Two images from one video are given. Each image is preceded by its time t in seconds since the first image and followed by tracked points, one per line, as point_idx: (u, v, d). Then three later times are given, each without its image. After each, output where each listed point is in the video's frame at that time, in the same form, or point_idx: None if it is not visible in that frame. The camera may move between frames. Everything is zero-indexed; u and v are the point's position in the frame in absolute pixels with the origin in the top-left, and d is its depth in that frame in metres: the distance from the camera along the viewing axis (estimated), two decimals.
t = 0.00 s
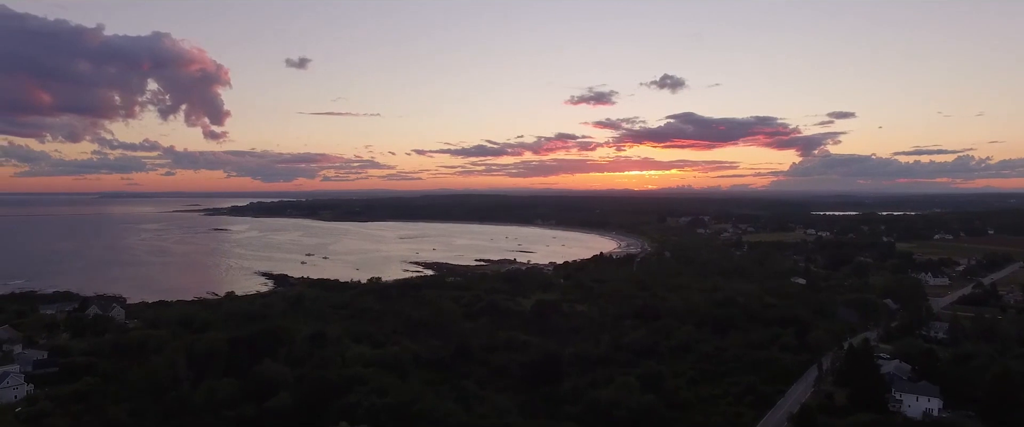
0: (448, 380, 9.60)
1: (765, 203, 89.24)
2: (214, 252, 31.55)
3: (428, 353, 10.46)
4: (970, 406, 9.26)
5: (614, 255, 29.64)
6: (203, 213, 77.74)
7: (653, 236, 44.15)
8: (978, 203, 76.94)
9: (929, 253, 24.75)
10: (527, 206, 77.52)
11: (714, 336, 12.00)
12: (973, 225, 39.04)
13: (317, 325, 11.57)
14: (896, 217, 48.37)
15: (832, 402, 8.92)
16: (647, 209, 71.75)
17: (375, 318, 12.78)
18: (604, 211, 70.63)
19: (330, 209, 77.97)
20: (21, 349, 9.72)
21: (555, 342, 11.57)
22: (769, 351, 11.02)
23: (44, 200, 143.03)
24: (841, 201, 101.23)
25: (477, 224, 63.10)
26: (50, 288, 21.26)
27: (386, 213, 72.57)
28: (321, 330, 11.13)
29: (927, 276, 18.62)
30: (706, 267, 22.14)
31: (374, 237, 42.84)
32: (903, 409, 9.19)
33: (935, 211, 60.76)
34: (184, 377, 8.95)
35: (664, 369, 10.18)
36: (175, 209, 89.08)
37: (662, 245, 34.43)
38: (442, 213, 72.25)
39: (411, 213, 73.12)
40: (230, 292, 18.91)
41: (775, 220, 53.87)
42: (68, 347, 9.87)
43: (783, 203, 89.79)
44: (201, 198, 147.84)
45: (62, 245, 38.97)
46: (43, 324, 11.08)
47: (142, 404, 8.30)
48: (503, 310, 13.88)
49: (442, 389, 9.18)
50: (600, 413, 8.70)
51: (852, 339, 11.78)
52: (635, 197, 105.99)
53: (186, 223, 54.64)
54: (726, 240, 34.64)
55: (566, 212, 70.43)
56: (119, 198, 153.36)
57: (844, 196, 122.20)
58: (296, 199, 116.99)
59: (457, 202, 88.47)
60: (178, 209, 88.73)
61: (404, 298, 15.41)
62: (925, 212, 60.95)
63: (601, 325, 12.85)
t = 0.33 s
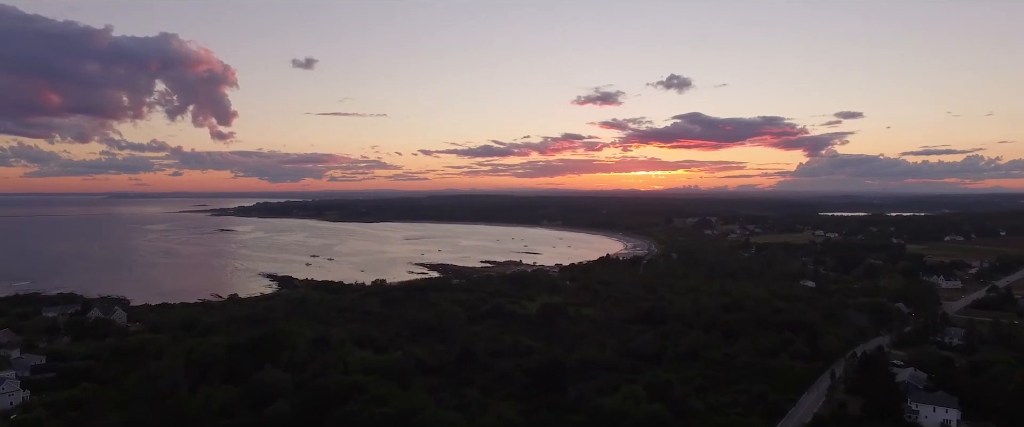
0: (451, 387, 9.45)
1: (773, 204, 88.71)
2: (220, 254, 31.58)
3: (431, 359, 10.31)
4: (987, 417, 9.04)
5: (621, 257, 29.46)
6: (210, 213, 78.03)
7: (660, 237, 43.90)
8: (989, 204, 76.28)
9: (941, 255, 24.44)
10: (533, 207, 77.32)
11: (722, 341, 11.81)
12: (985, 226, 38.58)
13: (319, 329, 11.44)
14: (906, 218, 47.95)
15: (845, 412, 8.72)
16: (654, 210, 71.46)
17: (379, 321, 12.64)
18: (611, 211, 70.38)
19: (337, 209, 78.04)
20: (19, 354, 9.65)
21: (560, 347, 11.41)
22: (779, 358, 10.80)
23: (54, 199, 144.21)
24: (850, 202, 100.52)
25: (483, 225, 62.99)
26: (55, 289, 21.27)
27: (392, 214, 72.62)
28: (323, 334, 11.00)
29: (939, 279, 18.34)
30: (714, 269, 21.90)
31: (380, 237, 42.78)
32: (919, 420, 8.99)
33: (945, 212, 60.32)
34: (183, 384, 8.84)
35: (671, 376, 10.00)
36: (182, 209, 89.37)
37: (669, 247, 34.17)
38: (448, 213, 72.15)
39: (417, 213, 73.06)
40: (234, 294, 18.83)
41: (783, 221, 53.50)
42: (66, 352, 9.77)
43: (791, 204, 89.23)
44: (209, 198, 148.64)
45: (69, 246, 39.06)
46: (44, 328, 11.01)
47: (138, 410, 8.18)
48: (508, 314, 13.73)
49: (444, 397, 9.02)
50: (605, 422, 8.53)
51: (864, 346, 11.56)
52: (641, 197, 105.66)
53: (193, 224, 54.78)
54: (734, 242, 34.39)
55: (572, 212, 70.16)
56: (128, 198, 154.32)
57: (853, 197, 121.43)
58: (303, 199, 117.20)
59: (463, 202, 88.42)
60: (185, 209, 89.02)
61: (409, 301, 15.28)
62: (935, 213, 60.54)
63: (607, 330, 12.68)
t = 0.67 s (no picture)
0: (458, 393, 9.30)
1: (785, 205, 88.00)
2: (230, 255, 31.64)
3: (437, 365, 10.15)
4: None
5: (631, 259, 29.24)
6: (222, 213, 78.49)
7: (671, 239, 43.62)
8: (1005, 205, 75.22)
9: (958, 258, 24.01)
10: (543, 208, 77.13)
11: (735, 348, 11.59)
12: (1002, 228, 37.98)
13: (326, 333, 11.34)
14: (921, 219, 47.30)
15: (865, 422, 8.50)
16: (665, 211, 71.05)
17: (386, 325, 12.51)
18: (621, 212, 70.03)
19: (347, 210, 78.16)
20: (23, 357, 9.60)
21: (570, 353, 11.25)
22: (795, 366, 10.57)
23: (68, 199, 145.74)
24: (863, 203, 99.58)
25: (493, 226, 62.85)
26: (66, 290, 21.33)
27: (403, 214, 72.66)
28: (329, 338, 10.87)
29: (957, 283, 17.98)
30: (726, 272, 21.62)
31: (390, 238, 42.75)
32: None
33: (960, 213, 59.50)
34: (185, 390, 8.73)
35: (683, 384, 9.80)
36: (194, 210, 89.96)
37: (680, 249, 33.86)
38: (458, 214, 72.07)
39: (427, 214, 73.01)
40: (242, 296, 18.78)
41: (796, 222, 52.95)
42: (70, 356, 9.71)
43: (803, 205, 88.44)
44: (221, 198, 149.70)
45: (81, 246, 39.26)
46: (49, 330, 10.96)
47: (140, 415, 8.07)
48: (516, 318, 13.57)
49: (451, 404, 8.87)
50: None
51: (881, 354, 11.30)
52: (652, 198, 105.12)
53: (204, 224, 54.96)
54: (746, 243, 34.05)
55: (582, 213, 69.85)
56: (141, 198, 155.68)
57: (866, 197, 120.29)
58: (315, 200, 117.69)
59: (473, 203, 88.33)
60: (198, 210, 89.67)
61: (416, 304, 15.16)
62: (950, 214, 59.76)
63: (618, 335, 12.49)
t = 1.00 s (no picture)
0: (466, 401, 9.16)
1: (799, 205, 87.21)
2: (241, 255, 31.74)
3: (445, 371, 10.02)
4: None
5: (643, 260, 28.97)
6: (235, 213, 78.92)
7: (683, 240, 43.26)
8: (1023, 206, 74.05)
9: (977, 260, 23.57)
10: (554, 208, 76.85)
11: (749, 354, 11.36)
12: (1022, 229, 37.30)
13: (333, 337, 11.25)
14: (938, 220, 46.61)
15: None
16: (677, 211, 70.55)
17: (394, 329, 12.41)
18: (633, 212, 69.62)
19: (358, 210, 78.30)
20: (29, 361, 9.55)
21: (580, 358, 11.07)
22: (811, 374, 10.33)
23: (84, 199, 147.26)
24: (879, 203, 98.56)
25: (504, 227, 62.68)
26: (77, 291, 21.37)
27: (414, 215, 72.70)
28: (336, 343, 10.78)
29: (977, 286, 17.61)
30: (740, 274, 21.33)
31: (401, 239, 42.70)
32: None
33: (978, 214, 58.65)
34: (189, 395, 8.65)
35: (695, 392, 9.60)
36: (208, 210, 90.67)
37: (693, 250, 33.56)
38: (469, 214, 71.97)
39: (438, 214, 72.98)
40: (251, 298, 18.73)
41: (810, 223, 52.36)
42: (75, 359, 9.66)
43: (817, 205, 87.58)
44: (234, 198, 150.68)
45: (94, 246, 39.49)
46: (57, 332, 10.94)
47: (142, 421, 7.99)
48: (526, 322, 13.41)
49: (458, 412, 8.72)
50: None
51: (900, 362, 11.03)
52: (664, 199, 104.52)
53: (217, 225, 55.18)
54: (760, 245, 33.66)
55: (594, 213, 69.56)
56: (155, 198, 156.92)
57: (882, 198, 119.01)
58: (327, 200, 118.09)
59: (484, 203, 88.22)
60: (212, 210, 90.34)
61: (426, 307, 15.03)
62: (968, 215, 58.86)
63: (629, 340, 12.31)
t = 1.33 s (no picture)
0: (473, 407, 9.03)
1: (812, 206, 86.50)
2: (253, 256, 31.82)
3: (453, 376, 9.87)
4: None
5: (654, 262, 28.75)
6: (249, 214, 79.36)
7: (694, 242, 42.93)
8: None
9: (995, 263, 23.16)
10: (565, 209, 76.59)
11: (763, 360, 11.15)
12: None
13: (339, 340, 11.15)
14: (955, 221, 46.00)
15: None
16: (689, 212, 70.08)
17: (403, 332, 12.28)
18: (644, 213, 69.25)
19: (369, 210, 78.37)
20: (34, 364, 9.50)
21: (590, 364, 10.90)
22: (827, 381, 10.10)
23: (98, 199, 148.73)
24: (894, 204, 97.49)
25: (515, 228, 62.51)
26: (88, 291, 21.44)
27: (425, 215, 72.72)
28: (342, 346, 10.68)
29: (998, 290, 17.22)
30: (753, 277, 21.05)
31: (412, 240, 42.62)
32: None
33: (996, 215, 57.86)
34: (193, 399, 8.57)
35: (708, 400, 9.39)
36: (222, 210, 91.43)
37: (705, 252, 33.21)
38: (480, 215, 71.83)
39: (449, 215, 72.91)
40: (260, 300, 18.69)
41: (824, 225, 51.78)
42: (80, 361, 9.62)
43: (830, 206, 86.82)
44: (247, 199, 151.68)
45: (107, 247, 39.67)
46: (64, 334, 10.91)
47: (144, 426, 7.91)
48: (536, 325, 13.24)
49: (464, 419, 8.59)
50: None
51: (920, 371, 10.77)
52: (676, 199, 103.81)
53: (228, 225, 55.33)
54: (773, 246, 33.32)
55: (605, 214, 69.24)
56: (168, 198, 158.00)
57: (897, 199, 117.76)
58: (339, 201, 118.49)
59: (495, 204, 88.03)
60: (225, 211, 91.04)
61: (434, 309, 14.92)
62: (987, 216, 58.03)
63: (640, 344, 12.12)
